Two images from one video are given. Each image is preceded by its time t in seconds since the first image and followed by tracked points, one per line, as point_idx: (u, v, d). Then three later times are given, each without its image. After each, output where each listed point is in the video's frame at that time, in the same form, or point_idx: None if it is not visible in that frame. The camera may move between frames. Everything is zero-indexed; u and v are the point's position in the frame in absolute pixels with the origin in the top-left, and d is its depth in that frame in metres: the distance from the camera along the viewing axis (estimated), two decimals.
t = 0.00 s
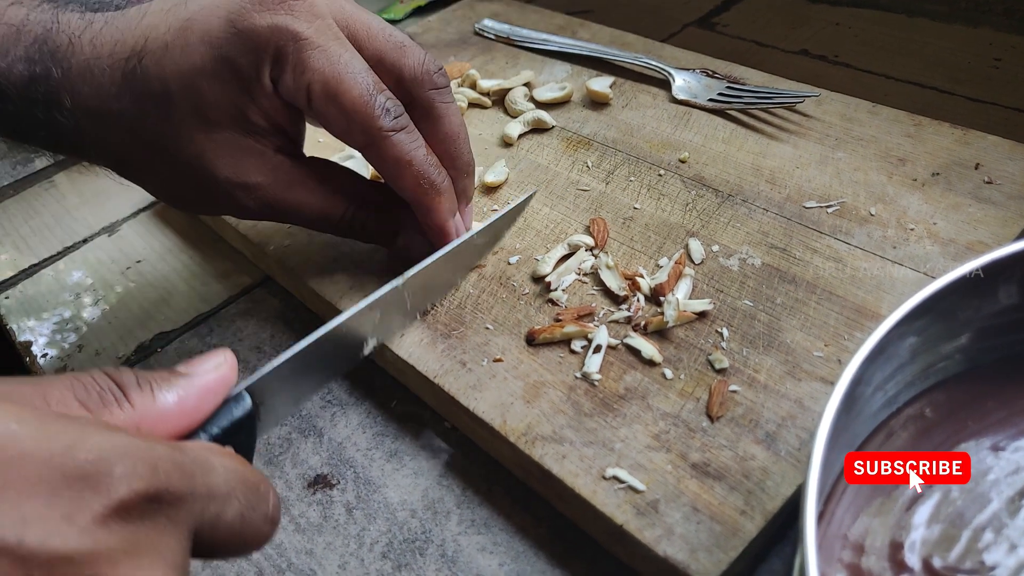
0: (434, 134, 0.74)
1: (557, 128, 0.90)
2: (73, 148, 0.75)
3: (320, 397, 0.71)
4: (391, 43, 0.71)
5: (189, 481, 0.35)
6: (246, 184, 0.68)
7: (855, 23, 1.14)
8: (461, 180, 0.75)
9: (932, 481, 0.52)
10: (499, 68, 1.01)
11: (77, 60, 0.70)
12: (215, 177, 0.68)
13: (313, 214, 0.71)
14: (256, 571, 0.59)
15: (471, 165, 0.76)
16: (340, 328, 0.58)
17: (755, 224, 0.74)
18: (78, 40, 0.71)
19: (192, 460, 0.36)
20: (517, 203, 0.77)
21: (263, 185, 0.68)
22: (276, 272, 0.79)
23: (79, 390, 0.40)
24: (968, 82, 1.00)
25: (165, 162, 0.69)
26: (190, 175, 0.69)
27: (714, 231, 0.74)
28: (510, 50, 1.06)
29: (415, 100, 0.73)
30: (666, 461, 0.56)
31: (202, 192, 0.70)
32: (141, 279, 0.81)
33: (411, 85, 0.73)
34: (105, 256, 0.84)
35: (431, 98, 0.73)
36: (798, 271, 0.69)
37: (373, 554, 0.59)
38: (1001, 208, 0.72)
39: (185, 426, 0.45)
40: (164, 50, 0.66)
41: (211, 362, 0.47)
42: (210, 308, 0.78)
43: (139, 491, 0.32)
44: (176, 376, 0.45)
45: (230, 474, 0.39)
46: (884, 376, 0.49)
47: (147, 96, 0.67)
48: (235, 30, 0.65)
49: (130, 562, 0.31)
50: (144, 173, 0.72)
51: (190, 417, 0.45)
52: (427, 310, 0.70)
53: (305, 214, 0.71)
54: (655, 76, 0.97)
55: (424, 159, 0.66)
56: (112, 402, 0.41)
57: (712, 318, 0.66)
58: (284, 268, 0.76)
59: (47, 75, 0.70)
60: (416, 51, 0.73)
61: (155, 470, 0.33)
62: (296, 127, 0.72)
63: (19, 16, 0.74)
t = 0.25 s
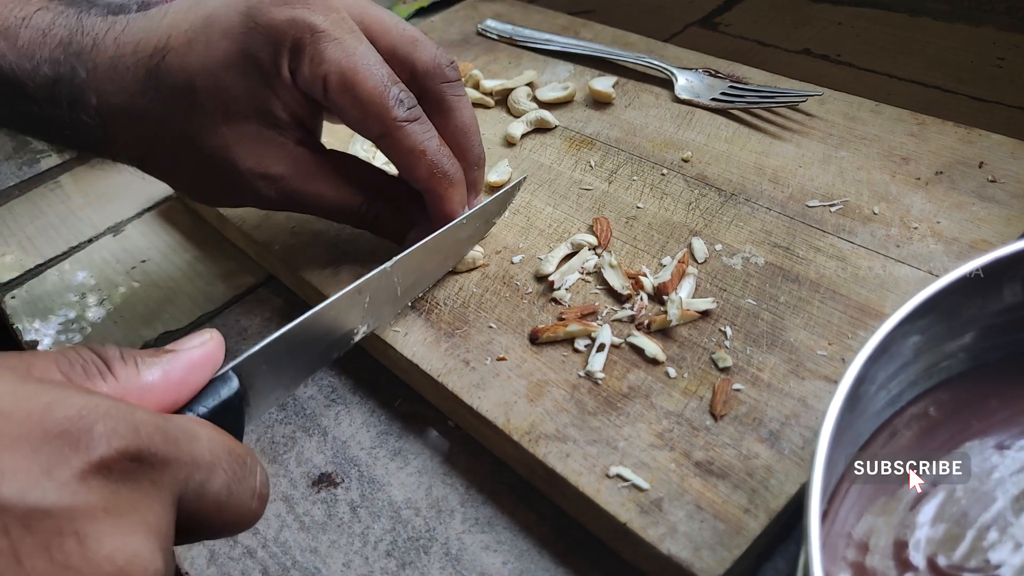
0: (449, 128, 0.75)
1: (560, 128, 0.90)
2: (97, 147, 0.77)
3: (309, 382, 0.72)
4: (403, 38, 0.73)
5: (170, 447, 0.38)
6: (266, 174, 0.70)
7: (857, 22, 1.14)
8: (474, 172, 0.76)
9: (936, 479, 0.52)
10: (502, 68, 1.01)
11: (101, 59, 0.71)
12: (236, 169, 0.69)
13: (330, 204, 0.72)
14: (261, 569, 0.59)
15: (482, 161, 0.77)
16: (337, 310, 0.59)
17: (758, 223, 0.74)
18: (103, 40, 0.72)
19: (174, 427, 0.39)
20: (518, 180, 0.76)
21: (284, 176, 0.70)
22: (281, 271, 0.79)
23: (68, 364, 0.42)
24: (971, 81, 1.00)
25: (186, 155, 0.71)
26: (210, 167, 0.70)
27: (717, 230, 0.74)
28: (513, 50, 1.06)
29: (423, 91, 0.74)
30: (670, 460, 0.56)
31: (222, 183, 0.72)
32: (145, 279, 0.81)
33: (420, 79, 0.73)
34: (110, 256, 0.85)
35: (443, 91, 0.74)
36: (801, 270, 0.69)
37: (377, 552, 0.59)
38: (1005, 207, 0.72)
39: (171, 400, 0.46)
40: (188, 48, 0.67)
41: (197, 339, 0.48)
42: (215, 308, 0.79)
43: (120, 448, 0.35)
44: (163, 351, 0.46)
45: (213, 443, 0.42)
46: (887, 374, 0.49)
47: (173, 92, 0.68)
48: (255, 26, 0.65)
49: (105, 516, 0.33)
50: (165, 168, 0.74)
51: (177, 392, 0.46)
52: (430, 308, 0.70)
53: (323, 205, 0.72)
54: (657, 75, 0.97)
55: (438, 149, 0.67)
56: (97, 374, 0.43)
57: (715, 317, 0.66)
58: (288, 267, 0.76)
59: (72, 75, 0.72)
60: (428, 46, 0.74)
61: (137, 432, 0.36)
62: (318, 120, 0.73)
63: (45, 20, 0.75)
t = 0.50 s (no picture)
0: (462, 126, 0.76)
1: (561, 128, 0.90)
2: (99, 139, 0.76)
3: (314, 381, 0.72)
4: (420, 37, 0.74)
5: (263, 404, 0.40)
6: (270, 174, 0.70)
7: (858, 22, 1.13)
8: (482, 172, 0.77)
9: (936, 480, 0.52)
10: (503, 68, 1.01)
11: (108, 50, 0.70)
12: (239, 168, 0.69)
13: (334, 205, 0.72)
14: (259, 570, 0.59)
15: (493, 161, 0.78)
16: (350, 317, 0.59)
17: (759, 223, 0.74)
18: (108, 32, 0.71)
19: (264, 386, 0.41)
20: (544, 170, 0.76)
21: (287, 175, 0.70)
22: (281, 272, 0.79)
23: (160, 339, 0.43)
24: (972, 81, 0.99)
25: (189, 153, 0.70)
26: (212, 165, 0.70)
27: (718, 231, 0.74)
28: (514, 51, 1.06)
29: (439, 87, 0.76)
30: (669, 461, 0.56)
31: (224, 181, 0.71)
32: (145, 280, 0.82)
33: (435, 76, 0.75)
34: (111, 257, 0.85)
35: (460, 87, 0.75)
36: (802, 271, 0.69)
37: (376, 554, 0.59)
38: (1006, 207, 0.72)
39: (253, 370, 0.48)
40: (197, 42, 0.66)
41: (271, 315, 0.50)
42: (215, 309, 0.79)
43: (219, 407, 0.37)
44: (242, 326, 0.48)
45: (298, 400, 0.43)
46: (887, 375, 0.49)
47: (178, 89, 0.67)
48: (269, 26, 0.65)
49: (212, 464, 0.36)
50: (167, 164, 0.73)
51: (257, 363, 0.48)
52: (430, 308, 0.70)
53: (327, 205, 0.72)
54: (658, 76, 0.97)
55: (445, 155, 0.67)
56: (188, 346, 0.44)
57: (715, 318, 0.66)
58: (289, 268, 0.76)
59: (76, 65, 0.70)
60: (446, 44, 0.76)
61: (232, 391, 0.38)
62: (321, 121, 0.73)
63: (50, 8, 0.74)
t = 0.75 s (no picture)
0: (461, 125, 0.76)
1: (562, 127, 0.90)
2: (109, 143, 0.75)
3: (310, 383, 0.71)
4: (420, 35, 0.75)
5: (263, 412, 0.39)
6: (284, 168, 0.70)
7: (860, 21, 1.13)
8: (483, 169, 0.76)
9: (939, 479, 0.51)
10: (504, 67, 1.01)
11: (118, 51, 0.71)
12: (253, 164, 0.69)
13: (348, 198, 0.73)
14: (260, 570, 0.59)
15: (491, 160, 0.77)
16: (337, 327, 0.57)
17: (761, 222, 0.74)
18: (117, 34, 0.72)
19: (264, 392, 0.40)
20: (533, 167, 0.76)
21: (301, 169, 0.70)
22: (282, 271, 0.79)
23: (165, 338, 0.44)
24: (974, 80, 0.99)
25: (202, 152, 0.70)
26: (225, 162, 0.70)
27: (720, 229, 0.74)
28: (515, 50, 1.06)
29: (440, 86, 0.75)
30: (671, 460, 0.56)
31: (238, 179, 0.71)
32: (146, 279, 0.81)
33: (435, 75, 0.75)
34: (111, 256, 0.85)
35: (458, 87, 0.75)
36: (804, 270, 0.69)
37: (378, 553, 0.59)
38: (1009, 206, 0.72)
39: (262, 366, 0.48)
40: (205, 40, 0.68)
41: (280, 310, 0.50)
42: (215, 309, 0.79)
43: (215, 416, 0.36)
44: (250, 323, 0.49)
45: (298, 407, 0.43)
46: (890, 373, 0.49)
47: (189, 86, 0.68)
48: (274, 19, 0.66)
49: (206, 476, 0.35)
50: (181, 163, 0.73)
51: (266, 358, 0.48)
52: (431, 308, 0.70)
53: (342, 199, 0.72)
54: (660, 74, 0.97)
55: (453, 146, 0.67)
56: (194, 346, 0.45)
57: (718, 317, 0.66)
58: (290, 268, 0.76)
59: (87, 68, 0.71)
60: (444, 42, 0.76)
61: (230, 399, 0.37)
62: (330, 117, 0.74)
63: (56, 11, 0.74)
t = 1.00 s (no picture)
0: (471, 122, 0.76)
1: (566, 125, 0.90)
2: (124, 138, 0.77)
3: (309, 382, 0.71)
4: (432, 35, 0.74)
5: (262, 391, 0.38)
6: (287, 169, 0.69)
7: (864, 20, 1.13)
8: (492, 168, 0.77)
9: (945, 478, 0.52)
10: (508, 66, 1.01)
11: (132, 48, 0.71)
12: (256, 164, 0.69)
13: (351, 201, 0.72)
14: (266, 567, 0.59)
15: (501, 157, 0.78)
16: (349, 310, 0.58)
17: (765, 221, 0.74)
18: (134, 31, 0.72)
19: (262, 377, 0.39)
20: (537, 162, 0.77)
21: (303, 169, 0.70)
22: (286, 269, 0.79)
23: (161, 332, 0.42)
24: (978, 78, 0.99)
25: (207, 150, 0.70)
26: (231, 163, 0.70)
27: (724, 228, 0.74)
28: (519, 48, 1.06)
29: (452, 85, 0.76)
30: (676, 458, 0.56)
31: (244, 178, 0.72)
32: (150, 278, 0.81)
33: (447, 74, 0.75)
34: (115, 254, 0.85)
35: (469, 87, 0.75)
36: (809, 268, 0.69)
37: (383, 550, 0.59)
38: (1013, 204, 0.72)
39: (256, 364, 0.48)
40: (213, 38, 0.67)
41: (273, 309, 0.50)
42: (220, 307, 0.79)
43: (212, 390, 0.36)
44: (241, 320, 0.48)
45: (298, 393, 0.41)
46: (896, 371, 0.49)
47: (195, 85, 0.68)
48: (284, 20, 0.66)
49: (205, 446, 0.33)
50: (187, 161, 0.73)
51: (260, 357, 0.48)
52: (436, 306, 0.70)
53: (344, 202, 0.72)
54: (664, 73, 0.97)
55: (460, 147, 0.68)
56: (189, 340, 0.43)
57: (722, 315, 0.66)
58: (294, 266, 0.76)
59: (101, 63, 0.71)
60: (457, 42, 0.76)
61: (225, 376, 0.37)
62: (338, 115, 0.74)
63: (77, 7, 0.76)
